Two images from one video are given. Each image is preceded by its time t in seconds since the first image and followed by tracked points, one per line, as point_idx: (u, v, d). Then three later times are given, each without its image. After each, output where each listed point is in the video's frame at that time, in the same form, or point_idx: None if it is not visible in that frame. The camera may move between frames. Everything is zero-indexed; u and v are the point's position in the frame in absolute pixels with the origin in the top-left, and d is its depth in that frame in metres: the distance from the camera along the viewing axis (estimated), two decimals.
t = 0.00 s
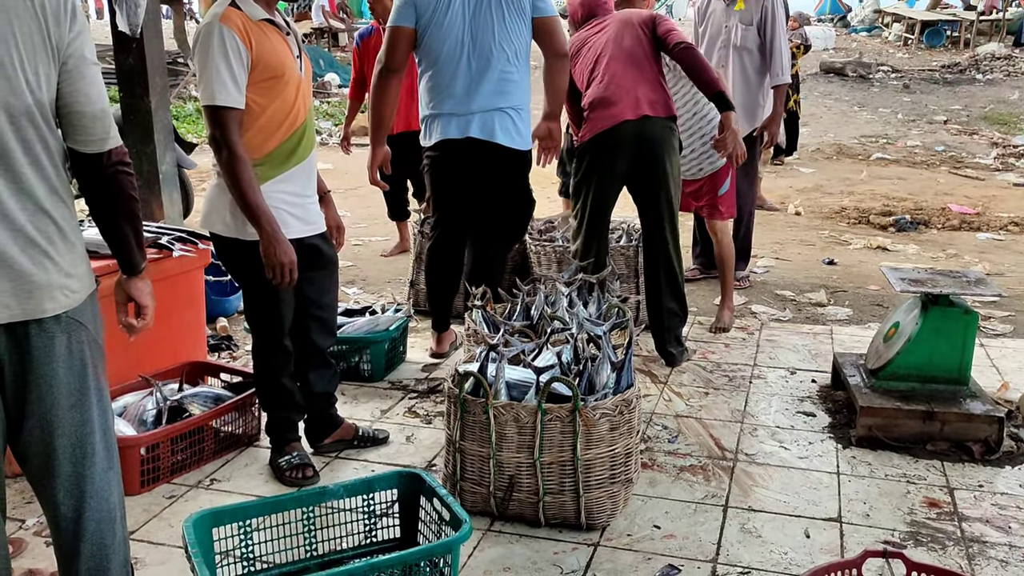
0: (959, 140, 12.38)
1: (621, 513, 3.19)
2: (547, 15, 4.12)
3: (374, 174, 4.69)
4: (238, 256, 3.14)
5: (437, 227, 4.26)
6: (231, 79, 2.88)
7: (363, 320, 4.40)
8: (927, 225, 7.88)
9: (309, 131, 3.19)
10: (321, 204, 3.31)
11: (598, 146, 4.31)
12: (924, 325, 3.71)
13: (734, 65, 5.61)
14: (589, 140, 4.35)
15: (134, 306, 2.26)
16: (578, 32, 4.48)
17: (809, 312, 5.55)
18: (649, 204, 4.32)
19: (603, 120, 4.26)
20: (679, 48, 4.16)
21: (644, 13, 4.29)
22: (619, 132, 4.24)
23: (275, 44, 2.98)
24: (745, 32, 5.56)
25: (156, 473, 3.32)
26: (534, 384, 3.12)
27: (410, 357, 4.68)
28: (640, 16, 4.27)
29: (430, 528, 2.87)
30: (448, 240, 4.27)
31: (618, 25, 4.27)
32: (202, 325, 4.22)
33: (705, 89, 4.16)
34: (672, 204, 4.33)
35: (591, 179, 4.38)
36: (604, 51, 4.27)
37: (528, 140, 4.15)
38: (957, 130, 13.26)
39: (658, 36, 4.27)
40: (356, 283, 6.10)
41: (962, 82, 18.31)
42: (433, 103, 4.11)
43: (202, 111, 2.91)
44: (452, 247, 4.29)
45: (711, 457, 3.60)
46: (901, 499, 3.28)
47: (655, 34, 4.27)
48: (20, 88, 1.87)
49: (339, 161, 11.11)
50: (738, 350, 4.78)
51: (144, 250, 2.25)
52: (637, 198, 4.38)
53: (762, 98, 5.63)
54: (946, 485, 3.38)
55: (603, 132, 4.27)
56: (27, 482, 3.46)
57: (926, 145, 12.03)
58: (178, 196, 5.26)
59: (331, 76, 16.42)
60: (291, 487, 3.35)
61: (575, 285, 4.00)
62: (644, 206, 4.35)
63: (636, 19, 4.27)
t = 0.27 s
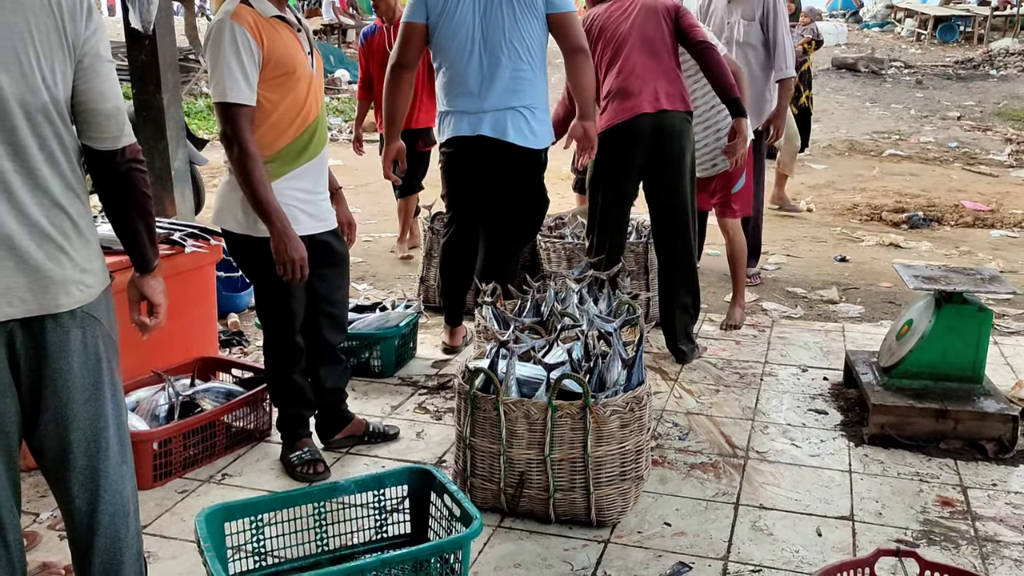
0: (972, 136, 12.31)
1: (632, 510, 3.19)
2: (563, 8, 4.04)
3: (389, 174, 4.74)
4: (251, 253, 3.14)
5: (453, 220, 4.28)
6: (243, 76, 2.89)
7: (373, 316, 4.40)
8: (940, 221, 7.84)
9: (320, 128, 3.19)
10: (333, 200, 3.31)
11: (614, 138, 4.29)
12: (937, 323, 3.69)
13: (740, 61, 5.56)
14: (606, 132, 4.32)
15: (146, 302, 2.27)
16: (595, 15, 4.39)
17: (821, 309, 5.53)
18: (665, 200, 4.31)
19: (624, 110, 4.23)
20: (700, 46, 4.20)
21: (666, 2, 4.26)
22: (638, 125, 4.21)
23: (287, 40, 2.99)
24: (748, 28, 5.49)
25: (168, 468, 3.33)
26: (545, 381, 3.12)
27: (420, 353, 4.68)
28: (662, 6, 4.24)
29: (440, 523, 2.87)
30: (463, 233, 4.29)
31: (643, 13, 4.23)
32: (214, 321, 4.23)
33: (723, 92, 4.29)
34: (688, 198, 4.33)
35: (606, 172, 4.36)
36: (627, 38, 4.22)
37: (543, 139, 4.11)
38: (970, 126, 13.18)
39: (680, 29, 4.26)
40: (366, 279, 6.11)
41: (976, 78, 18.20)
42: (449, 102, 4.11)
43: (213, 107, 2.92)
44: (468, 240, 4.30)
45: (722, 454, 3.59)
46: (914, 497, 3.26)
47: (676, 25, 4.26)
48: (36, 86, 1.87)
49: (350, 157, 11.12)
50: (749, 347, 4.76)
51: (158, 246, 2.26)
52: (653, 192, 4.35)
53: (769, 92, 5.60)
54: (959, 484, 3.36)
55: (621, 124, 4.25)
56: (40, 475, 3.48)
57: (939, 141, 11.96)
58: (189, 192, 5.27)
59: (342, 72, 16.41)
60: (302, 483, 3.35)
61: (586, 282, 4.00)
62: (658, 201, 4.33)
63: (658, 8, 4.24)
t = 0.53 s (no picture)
0: (985, 134, 12.23)
1: (642, 508, 3.18)
2: (570, 7, 3.95)
3: (413, 161, 4.83)
4: (260, 251, 3.15)
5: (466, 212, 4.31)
6: (251, 73, 2.89)
7: (383, 313, 4.40)
8: (952, 219, 7.80)
9: (329, 125, 3.19)
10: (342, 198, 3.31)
11: (633, 134, 4.27)
12: (950, 321, 3.67)
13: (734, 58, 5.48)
14: (625, 127, 4.30)
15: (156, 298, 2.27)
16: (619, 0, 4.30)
17: (832, 307, 5.50)
18: (681, 197, 4.30)
19: (647, 104, 4.21)
20: (723, 46, 4.25)
21: None
22: (660, 122, 4.20)
23: (296, 37, 2.98)
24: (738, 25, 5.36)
25: (179, 463, 3.34)
26: (555, 378, 3.11)
27: (430, 350, 4.68)
28: None
29: (450, 520, 2.87)
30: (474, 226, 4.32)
31: (671, 6, 4.18)
32: (224, 318, 4.24)
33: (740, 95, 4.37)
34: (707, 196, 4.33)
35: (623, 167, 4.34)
36: (653, 31, 4.18)
37: (551, 141, 4.07)
38: (984, 123, 13.11)
39: (705, 25, 4.24)
40: (376, 276, 6.11)
41: (989, 75, 18.09)
42: (458, 99, 4.14)
43: (221, 104, 2.92)
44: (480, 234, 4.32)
45: (732, 452, 3.58)
46: (926, 496, 3.25)
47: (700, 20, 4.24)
48: (49, 82, 1.88)
49: (360, 154, 11.13)
50: (760, 345, 4.75)
51: (168, 243, 2.26)
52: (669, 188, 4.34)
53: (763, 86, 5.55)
54: (971, 483, 3.34)
55: (640, 120, 4.23)
56: (52, 471, 3.50)
57: (952, 138, 11.90)
58: (200, 188, 5.29)
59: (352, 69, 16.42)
60: (312, 479, 3.36)
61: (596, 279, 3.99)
62: (675, 198, 4.33)
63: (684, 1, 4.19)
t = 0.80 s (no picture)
0: (997, 128, 12.16)
1: (651, 503, 3.17)
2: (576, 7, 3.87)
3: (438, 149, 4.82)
4: (267, 244, 3.15)
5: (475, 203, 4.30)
6: (262, 65, 2.89)
7: (392, 307, 4.40)
8: (964, 215, 7.76)
9: (337, 120, 3.18)
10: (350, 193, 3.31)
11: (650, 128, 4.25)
12: (962, 316, 3.65)
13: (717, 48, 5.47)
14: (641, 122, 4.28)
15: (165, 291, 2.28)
16: None
17: (842, 302, 5.48)
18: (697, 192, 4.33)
19: (665, 99, 4.19)
20: (742, 41, 4.27)
21: None
22: (681, 118, 4.19)
23: (307, 30, 2.98)
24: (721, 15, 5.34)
25: (188, 457, 3.35)
26: (564, 372, 3.11)
27: (439, 345, 4.68)
28: None
29: (459, 514, 2.87)
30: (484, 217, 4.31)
31: None
32: (234, 311, 4.25)
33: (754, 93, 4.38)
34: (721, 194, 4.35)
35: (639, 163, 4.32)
36: (676, 25, 4.16)
37: (557, 137, 4.04)
38: (995, 118, 13.03)
39: (726, 19, 4.26)
40: (385, 271, 6.11)
41: (1001, 69, 17.99)
42: (469, 93, 4.13)
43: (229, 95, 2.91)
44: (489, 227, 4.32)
45: (742, 448, 3.57)
46: (937, 492, 3.23)
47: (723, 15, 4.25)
48: (59, 75, 1.88)
49: (368, 148, 11.13)
50: (769, 340, 4.73)
51: (178, 237, 2.26)
52: (683, 185, 4.36)
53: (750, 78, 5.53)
54: (983, 479, 3.33)
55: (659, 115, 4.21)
56: (63, 463, 3.51)
57: (963, 133, 11.83)
58: (209, 182, 5.29)
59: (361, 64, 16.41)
60: (321, 473, 3.36)
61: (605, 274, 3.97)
62: (690, 192, 4.36)
63: None
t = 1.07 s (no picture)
0: (1008, 124, 12.09)
1: (660, 499, 3.16)
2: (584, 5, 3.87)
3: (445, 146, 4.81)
4: (277, 239, 3.14)
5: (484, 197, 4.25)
6: (282, 57, 2.88)
7: (400, 303, 4.40)
8: (974, 211, 7.72)
9: (349, 115, 3.19)
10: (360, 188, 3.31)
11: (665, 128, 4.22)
12: (973, 312, 3.63)
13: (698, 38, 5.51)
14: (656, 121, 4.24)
15: (173, 286, 2.28)
16: None
17: (852, 299, 5.46)
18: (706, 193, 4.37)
19: (683, 98, 4.16)
20: (755, 37, 4.28)
21: None
22: (698, 120, 4.18)
23: (323, 24, 2.98)
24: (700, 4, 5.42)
25: (197, 452, 3.35)
26: (572, 368, 3.10)
27: (447, 341, 4.68)
28: None
29: (467, 510, 2.87)
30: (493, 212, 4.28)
31: None
32: (242, 307, 4.25)
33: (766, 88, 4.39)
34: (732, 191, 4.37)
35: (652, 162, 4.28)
36: (693, 23, 4.14)
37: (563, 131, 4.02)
38: (1006, 114, 12.96)
39: (738, 17, 4.28)
40: (393, 267, 6.11)
41: (1011, 65, 17.89)
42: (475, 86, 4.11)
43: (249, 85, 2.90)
44: (497, 221, 4.29)
45: (751, 444, 3.55)
46: (947, 489, 3.22)
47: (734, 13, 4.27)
48: (67, 70, 1.88)
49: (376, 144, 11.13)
50: (779, 337, 4.71)
51: (185, 232, 2.26)
52: (694, 183, 4.38)
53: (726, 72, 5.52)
54: (994, 476, 3.31)
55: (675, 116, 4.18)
56: (72, 458, 3.51)
57: (974, 129, 11.77)
58: (218, 178, 5.30)
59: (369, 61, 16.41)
60: (329, 468, 3.36)
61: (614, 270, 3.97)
62: (698, 192, 4.39)
63: None
